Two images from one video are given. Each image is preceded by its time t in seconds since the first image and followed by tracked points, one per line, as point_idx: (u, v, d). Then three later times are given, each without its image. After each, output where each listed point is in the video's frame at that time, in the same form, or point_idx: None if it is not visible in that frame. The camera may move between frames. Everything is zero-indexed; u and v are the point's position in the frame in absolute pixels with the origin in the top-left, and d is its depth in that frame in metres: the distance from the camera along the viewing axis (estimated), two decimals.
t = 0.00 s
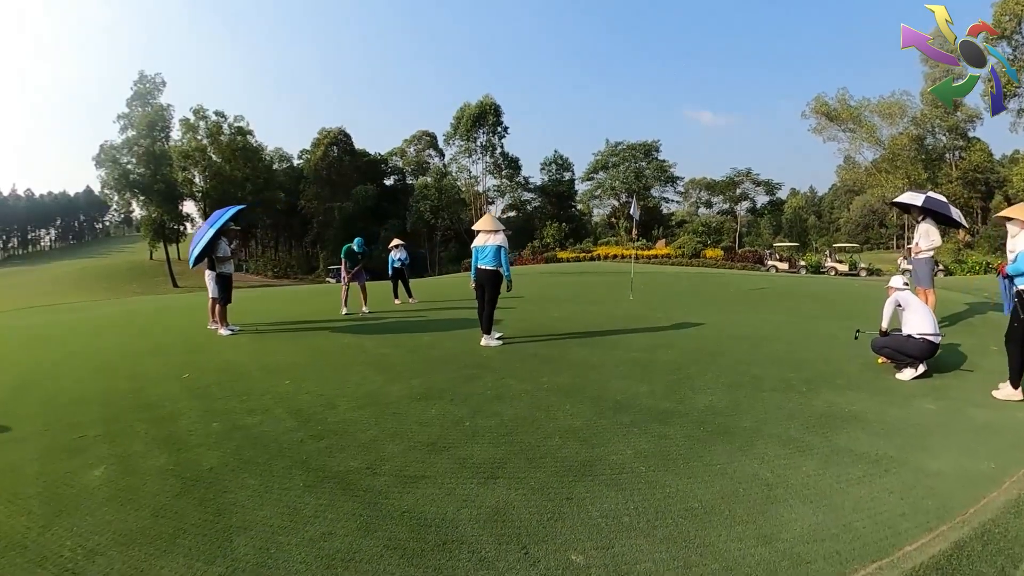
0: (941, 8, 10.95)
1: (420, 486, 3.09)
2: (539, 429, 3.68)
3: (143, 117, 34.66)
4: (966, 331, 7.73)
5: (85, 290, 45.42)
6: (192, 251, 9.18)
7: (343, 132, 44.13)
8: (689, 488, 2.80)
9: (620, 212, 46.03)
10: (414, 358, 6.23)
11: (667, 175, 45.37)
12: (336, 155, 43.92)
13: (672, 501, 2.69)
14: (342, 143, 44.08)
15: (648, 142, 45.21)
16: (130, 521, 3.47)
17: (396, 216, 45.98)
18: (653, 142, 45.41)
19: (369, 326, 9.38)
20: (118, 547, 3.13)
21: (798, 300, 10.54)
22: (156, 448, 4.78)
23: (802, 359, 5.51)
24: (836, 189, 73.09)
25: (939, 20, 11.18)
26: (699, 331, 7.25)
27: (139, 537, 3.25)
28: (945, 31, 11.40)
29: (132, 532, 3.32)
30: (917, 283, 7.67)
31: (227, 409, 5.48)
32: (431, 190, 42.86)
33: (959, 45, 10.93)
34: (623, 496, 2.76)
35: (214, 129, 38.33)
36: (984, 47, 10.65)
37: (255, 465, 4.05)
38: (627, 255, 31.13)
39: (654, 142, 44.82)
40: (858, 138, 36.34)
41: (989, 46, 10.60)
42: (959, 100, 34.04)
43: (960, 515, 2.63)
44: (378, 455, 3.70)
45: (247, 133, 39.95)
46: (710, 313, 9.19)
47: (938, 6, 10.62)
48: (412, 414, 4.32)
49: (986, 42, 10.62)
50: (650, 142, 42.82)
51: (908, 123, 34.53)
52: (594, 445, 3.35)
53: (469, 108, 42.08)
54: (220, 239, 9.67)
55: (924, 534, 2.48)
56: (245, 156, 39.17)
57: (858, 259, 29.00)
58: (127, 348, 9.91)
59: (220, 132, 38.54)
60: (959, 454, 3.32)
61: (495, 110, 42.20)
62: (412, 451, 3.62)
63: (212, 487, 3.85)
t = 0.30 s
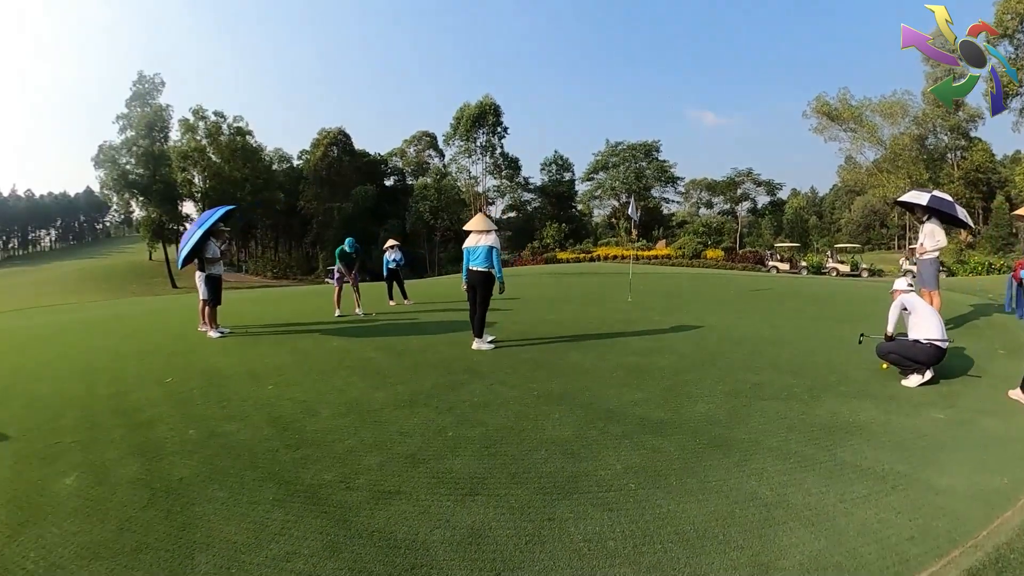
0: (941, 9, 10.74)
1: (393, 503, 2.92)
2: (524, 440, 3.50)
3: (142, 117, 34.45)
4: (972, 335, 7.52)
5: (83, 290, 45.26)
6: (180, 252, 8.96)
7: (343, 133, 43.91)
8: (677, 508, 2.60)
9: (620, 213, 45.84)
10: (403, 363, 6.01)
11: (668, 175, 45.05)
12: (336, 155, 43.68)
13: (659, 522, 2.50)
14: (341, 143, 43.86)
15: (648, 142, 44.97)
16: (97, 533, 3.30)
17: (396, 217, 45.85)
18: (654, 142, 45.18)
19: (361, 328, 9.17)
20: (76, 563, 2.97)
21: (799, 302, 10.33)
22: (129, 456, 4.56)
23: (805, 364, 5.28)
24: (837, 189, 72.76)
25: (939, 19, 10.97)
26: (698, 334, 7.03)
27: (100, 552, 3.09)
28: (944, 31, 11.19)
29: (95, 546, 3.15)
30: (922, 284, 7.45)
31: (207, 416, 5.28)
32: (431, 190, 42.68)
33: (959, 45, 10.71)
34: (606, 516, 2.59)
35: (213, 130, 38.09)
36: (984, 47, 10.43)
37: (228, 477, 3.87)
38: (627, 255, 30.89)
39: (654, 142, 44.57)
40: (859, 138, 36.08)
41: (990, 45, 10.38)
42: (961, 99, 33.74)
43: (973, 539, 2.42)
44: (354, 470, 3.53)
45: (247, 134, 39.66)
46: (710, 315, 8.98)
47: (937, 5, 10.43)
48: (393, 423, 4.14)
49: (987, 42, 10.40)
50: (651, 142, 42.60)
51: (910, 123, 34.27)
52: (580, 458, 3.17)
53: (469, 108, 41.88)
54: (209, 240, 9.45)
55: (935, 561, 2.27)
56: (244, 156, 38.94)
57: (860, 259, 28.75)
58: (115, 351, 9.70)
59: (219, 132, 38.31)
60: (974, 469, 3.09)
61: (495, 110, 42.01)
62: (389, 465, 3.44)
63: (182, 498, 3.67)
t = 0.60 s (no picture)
0: (941, 8, 10.59)
1: (370, 521, 2.80)
2: (510, 453, 3.36)
3: (141, 117, 34.39)
4: (974, 340, 7.38)
5: (83, 289, 45.14)
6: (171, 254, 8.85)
7: (342, 133, 43.75)
8: (665, 530, 2.46)
9: (620, 213, 45.74)
10: (393, 370, 5.87)
11: (668, 176, 44.81)
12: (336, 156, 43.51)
13: (646, 546, 2.36)
14: (341, 144, 43.69)
15: (649, 143, 44.81)
16: (71, 545, 3.18)
17: (395, 218, 45.81)
18: (654, 142, 45.03)
19: (354, 331, 9.03)
20: None
21: (800, 305, 10.19)
22: (109, 464, 4.42)
23: (804, 372, 5.13)
24: (838, 190, 72.53)
25: (940, 20, 10.81)
26: (695, 339, 6.88)
27: (70, 567, 2.96)
28: (944, 31, 11.05)
29: (65, 560, 3.02)
30: (924, 288, 7.31)
31: (191, 424, 5.13)
32: (431, 191, 42.56)
33: (959, 45, 10.57)
34: (588, 536, 2.46)
35: (213, 130, 37.96)
36: (984, 48, 10.28)
37: (206, 488, 3.74)
38: (627, 256, 30.71)
39: (655, 142, 44.38)
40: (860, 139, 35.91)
41: (990, 46, 10.24)
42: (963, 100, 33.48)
43: (977, 565, 2.29)
44: (335, 483, 3.40)
45: (247, 134, 39.51)
46: (708, 320, 8.83)
47: (935, 6, 10.30)
48: (378, 433, 4.02)
49: (987, 42, 10.27)
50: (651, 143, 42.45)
51: (912, 124, 34.24)
52: (567, 474, 3.02)
53: (469, 108, 41.71)
54: (201, 243, 9.34)
55: None
56: (244, 156, 38.82)
57: (860, 261, 28.58)
58: (106, 354, 9.57)
59: (219, 132, 38.14)
60: (978, 488, 2.94)
61: (496, 110, 41.90)
62: (370, 478, 3.31)
63: (159, 510, 3.53)
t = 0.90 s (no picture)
0: (940, 9, 10.44)
1: (354, 530, 2.66)
2: (504, 458, 3.22)
3: (140, 116, 34.26)
4: (979, 341, 7.24)
5: (83, 289, 45.04)
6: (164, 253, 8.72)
7: (342, 133, 43.58)
8: (664, 542, 2.32)
9: (621, 213, 45.59)
10: (386, 371, 5.71)
11: (669, 175, 44.64)
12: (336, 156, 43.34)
13: (644, 560, 2.22)
14: (341, 143, 43.52)
15: (649, 142, 44.61)
16: (47, 551, 3.05)
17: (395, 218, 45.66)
18: (654, 142, 44.84)
19: (349, 332, 8.89)
20: None
21: (803, 306, 10.05)
22: (90, 465, 4.26)
23: (808, 374, 4.97)
24: (840, 189, 72.23)
25: (939, 20, 10.68)
26: (696, 340, 6.74)
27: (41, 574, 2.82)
28: (943, 31, 10.93)
29: (38, 567, 2.89)
30: (930, 287, 7.15)
31: (178, 426, 4.98)
32: (430, 191, 42.42)
33: (959, 45, 10.44)
34: (582, 548, 2.33)
35: (213, 130, 37.65)
36: (984, 48, 10.14)
37: (188, 493, 3.61)
38: (627, 256, 30.52)
39: (655, 141, 44.17)
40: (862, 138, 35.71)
41: (991, 46, 10.10)
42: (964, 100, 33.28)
43: None
44: (320, 489, 3.26)
45: (247, 134, 39.15)
46: (709, 320, 8.69)
47: (936, 5, 10.17)
48: (366, 437, 3.88)
49: (987, 42, 10.13)
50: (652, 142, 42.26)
51: (913, 123, 34.23)
52: (561, 481, 2.89)
53: (469, 108, 41.55)
54: (195, 242, 9.22)
55: None
56: (244, 156, 38.52)
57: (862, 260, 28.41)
58: (98, 354, 9.43)
59: (219, 132, 37.80)
60: (995, 494, 2.79)
61: (496, 110, 41.75)
62: (356, 483, 3.18)
63: (139, 514, 3.39)
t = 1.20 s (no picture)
0: (939, 8, 10.23)
1: (331, 550, 2.51)
2: (491, 471, 3.07)
3: (140, 116, 34.19)
4: (985, 344, 7.08)
5: (82, 289, 44.90)
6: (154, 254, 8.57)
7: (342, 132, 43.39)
8: (661, 567, 2.17)
9: (621, 213, 45.41)
10: (377, 376, 5.56)
11: (669, 175, 44.47)
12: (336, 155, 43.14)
13: None
14: (341, 143, 43.33)
15: (650, 141, 44.40)
16: (18, 565, 2.89)
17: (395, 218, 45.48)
18: (655, 141, 44.64)
19: (343, 334, 8.74)
20: None
21: (805, 307, 9.89)
22: (67, 473, 4.09)
23: (810, 379, 4.83)
24: (841, 189, 72.03)
25: (939, 20, 10.51)
26: (696, 343, 6.57)
27: None
28: (944, 30, 10.77)
29: None
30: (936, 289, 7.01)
31: (162, 432, 4.82)
32: (429, 190, 42.27)
33: (959, 45, 10.26)
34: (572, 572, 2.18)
35: (212, 130, 36.66)
36: (984, 48, 9.97)
37: (166, 504, 3.45)
38: (627, 256, 30.32)
39: (655, 141, 43.94)
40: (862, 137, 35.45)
41: (991, 46, 9.95)
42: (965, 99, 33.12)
43: None
44: (299, 503, 3.11)
45: (246, 133, 37.94)
46: (709, 323, 8.53)
47: (937, 5, 10.02)
48: (352, 446, 3.73)
49: (987, 42, 9.97)
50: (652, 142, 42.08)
51: (913, 122, 33.92)
52: (551, 497, 2.73)
53: (469, 107, 41.36)
54: (187, 243, 9.06)
55: None
56: (244, 156, 37.46)
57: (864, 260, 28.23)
58: (89, 356, 9.27)
59: (219, 132, 36.73)
60: (1010, 511, 2.65)
61: (495, 110, 41.58)
62: (337, 498, 3.03)
63: (114, 527, 3.22)
